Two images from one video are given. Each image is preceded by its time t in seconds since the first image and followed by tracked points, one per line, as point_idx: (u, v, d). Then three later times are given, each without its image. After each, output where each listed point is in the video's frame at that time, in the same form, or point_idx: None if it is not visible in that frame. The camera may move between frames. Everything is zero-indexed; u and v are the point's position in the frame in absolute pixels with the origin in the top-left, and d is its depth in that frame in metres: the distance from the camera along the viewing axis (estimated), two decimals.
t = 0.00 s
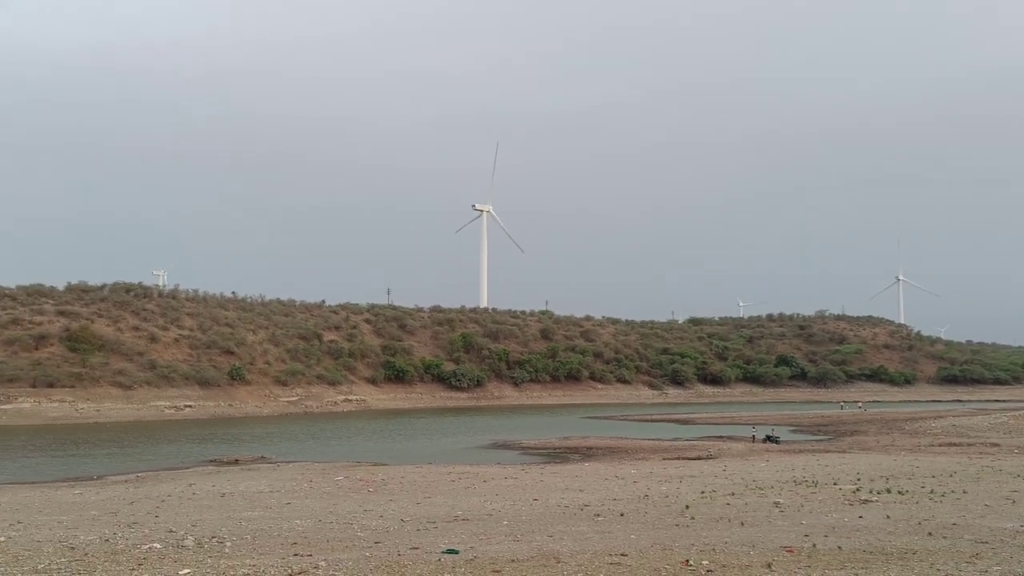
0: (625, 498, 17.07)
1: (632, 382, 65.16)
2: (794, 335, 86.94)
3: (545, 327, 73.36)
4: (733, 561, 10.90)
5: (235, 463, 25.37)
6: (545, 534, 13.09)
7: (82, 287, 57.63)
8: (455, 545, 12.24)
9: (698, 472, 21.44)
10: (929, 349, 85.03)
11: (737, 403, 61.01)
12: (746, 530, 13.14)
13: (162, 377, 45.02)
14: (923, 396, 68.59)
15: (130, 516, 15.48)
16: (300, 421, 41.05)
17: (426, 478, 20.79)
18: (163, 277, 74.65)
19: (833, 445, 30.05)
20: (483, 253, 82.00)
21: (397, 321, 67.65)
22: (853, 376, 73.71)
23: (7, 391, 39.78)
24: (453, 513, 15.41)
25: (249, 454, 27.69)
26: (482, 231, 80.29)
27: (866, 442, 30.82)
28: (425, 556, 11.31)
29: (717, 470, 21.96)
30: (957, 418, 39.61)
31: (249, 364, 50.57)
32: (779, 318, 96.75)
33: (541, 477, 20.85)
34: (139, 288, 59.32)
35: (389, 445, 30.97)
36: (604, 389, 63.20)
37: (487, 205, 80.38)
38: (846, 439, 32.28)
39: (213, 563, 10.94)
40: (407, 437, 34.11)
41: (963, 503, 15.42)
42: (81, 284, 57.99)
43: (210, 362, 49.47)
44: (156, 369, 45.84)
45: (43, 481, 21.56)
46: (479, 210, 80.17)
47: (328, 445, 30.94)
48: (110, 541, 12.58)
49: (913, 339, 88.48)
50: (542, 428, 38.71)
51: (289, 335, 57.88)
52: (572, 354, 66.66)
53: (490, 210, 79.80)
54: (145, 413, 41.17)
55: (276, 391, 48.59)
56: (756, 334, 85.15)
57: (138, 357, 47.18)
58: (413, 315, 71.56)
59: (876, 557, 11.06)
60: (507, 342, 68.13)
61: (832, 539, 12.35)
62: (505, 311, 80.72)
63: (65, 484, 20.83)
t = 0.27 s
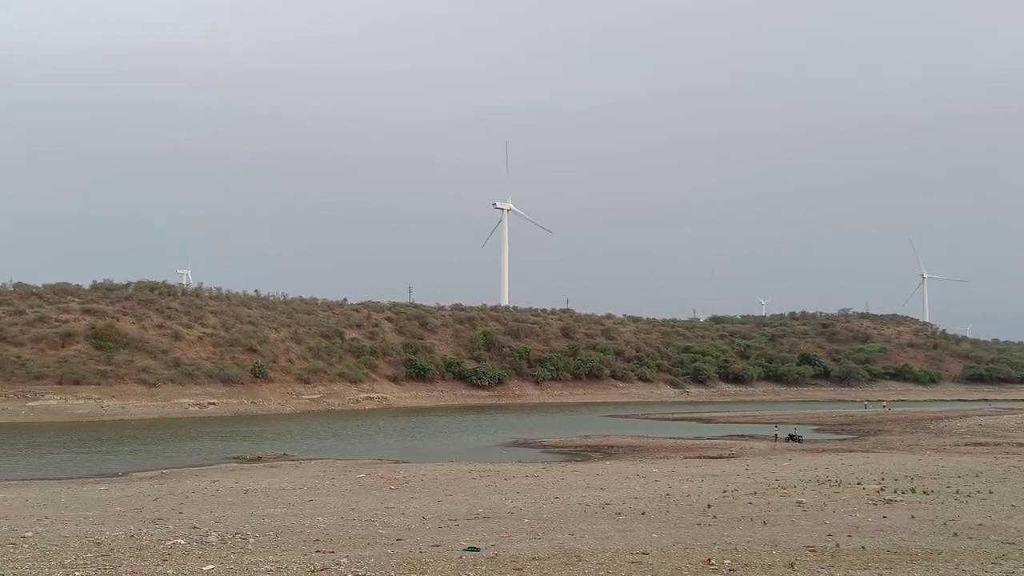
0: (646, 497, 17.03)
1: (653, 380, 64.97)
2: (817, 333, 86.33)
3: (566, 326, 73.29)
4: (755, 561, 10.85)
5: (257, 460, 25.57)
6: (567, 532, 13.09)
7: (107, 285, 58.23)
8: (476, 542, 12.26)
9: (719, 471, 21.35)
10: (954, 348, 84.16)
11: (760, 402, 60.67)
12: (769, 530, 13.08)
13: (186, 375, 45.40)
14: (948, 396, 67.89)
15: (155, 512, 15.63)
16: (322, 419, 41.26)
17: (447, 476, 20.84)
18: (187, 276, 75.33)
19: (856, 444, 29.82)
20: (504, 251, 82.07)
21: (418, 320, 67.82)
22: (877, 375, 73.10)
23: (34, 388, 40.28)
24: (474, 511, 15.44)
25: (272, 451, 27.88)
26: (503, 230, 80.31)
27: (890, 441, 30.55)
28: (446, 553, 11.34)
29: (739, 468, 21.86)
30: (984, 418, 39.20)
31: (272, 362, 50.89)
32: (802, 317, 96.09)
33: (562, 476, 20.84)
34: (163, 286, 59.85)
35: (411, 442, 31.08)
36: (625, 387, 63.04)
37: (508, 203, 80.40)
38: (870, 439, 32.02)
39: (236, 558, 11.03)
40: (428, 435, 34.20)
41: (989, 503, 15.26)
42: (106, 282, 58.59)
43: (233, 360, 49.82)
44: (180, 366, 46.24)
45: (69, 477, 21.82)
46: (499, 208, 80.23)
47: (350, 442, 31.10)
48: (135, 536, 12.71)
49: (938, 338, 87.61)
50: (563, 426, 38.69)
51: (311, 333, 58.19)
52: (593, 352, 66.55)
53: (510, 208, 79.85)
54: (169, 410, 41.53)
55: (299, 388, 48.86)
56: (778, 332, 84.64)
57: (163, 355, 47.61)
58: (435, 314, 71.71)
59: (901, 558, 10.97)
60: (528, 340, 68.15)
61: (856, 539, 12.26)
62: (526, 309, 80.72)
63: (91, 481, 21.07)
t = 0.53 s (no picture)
0: (667, 495, 16.99)
1: (674, 379, 64.73)
2: (840, 331, 85.67)
3: (587, 323, 73.19)
4: (778, 560, 10.78)
5: (279, 457, 25.71)
6: (588, 530, 13.07)
7: (131, 283, 58.78)
8: (497, 540, 12.25)
9: (741, 470, 21.23)
10: (979, 346, 83.24)
11: (782, 401, 60.30)
12: (792, 529, 12.99)
13: (209, 372, 45.77)
14: (973, 394, 67.18)
15: (179, 508, 15.76)
16: (344, 416, 41.45)
17: (468, 474, 20.87)
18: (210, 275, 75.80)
19: (880, 443, 29.58)
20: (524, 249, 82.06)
21: (439, 318, 67.96)
22: (901, 374, 72.46)
23: (60, 385, 40.74)
24: (495, 508, 15.45)
25: (293, 448, 28.03)
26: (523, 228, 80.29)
27: (914, 440, 30.27)
28: (467, 551, 11.34)
29: (761, 467, 21.73)
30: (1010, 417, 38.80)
31: (294, 360, 51.18)
32: (825, 315, 95.38)
33: (583, 474, 20.83)
34: (186, 284, 60.34)
35: (431, 440, 31.15)
36: (646, 385, 62.84)
37: (529, 201, 80.35)
38: (893, 438, 31.77)
39: (259, 555, 11.09)
40: (449, 432, 34.26)
41: (1015, 504, 15.08)
42: (130, 280, 59.13)
43: (256, 358, 50.16)
44: (203, 364, 46.61)
45: (94, 473, 22.06)
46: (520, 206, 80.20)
47: (371, 440, 31.23)
48: (159, 532, 12.83)
49: (963, 337, 86.70)
50: (583, 424, 38.63)
51: (333, 331, 58.45)
52: (613, 350, 66.42)
53: (531, 206, 79.80)
54: (192, 407, 41.87)
55: (321, 386, 49.15)
56: (801, 331, 84.09)
57: (186, 353, 48.02)
58: (455, 312, 71.83)
59: (925, 558, 10.87)
60: (548, 338, 68.12)
61: (880, 539, 12.16)
62: (546, 308, 80.68)
63: (115, 477, 21.29)
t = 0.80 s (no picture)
0: (687, 493, 16.92)
1: (694, 377, 64.48)
2: (862, 329, 85.04)
3: (606, 321, 73.05)
4: (798, 559, 10.70)
5: (300, 454, 25.86)
6: (607, 528, 13.03)
7: (154, 281, 59.26)
8: (517, 537, 12.25)
9: (762, 468, 21.10)
10: (1004, 344, 82.36)
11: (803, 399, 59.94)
12: (812, 528, 12.90)
13: (230, 369, 46.05)
14: (997, 393, 66.49)
15: (200, 504, 15.87)
16: (363, 413, 41.58)
17: (487, 471, 20.89)
18: (231, 273, 76.32)
19: (903, 442, 29.34)
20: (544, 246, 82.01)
21: (458, 315, 68.03)
22: (924, 372, 71.83)
23: (83, 381, 41.14)
24: (514, 505, 15.45)
25: (314, 445, 28.18)
26: (542, 225, 80.17)
27: (938, 439, 29.99)
28: (486, 548, 11.34)
29: (782, 466, 21.60)
30: None
31: (314, 357, 51.41)
32: (846, 312, 94.65)
33: (603, 471, 20.79)
34: (208, 282, 60.77)
35: (451, 438, 31.19)
36: (666, 383, 62.65)
37: (548, 199, 80.23)
38: (916, 437, 31.50)
39: (279, 550, 11.15)
40: (468, 430, 34.30)
41: None
42: (152, 278, 59.62)
43: (276, 355, 50.42)
44: (224, 361, 46.90)
45: (117, 468, 22.26)
46: (539, 204, 80.12)
47: (391, 437, 31.33)
48: (181, 528, 12.92)
49: (987, 334, 85.82)
50: (603, 422, 38.57)
51: (353, 329, 58.67)
52: (633, 348, 66.24)
53: (550, 204, 79.71)
54: (214, 404, 42.16)
55: (340, 383, 49.35)
56: (822, 329, 83.54)
57: (207, 350, 48.36)
58: (474, 309, 71.89)
59: (948, 558, 10.75)
60: (568, 336, 68.07)
61: (902, 538, 12.05)
62: (565, 305, 80.56)
63: (138, 473, 21.48)
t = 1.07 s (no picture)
0: (706, 492, 16.88)
1: (713, 375, 64.25)
2: (882, 327, 84.41)
3: (624, 319, 72.91)
4: (818, 558, 10.66)
5: (319, 451, 26.02)
6: (625, 526, 13.03)
7: (174, 279, 59.74)
8: (535, 535, 12.28)
9: (781, 467, 21.01)
10: None
11: (823, 397, 59.58)
12: (832, 527, 12.84)
13: (250, 367, 46.34)
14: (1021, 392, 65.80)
15: (221, 501, 16.00)
16: (382, 411, 41.73)
17: (506, 469, 20.93)
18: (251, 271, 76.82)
19: (925, 441, 29.12)
20: (562, 244, 81.94)
21: (476, 313, 68.10)
22: (945, 371, 71.21)
23: (105, 379, 41.54)
24: (533, 503, 15.48)
25: (333, 443, 28.32)
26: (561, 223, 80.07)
27: (960, 438, 29.72)
28: (505, 546, 11.38)
29: (801, 465, 21.50)
30: None
31: (332, 355, 51.62)
32: (867, 310, 93.93)
33: (621, 470, 20.78)
34: (228, 281, 61.16)
35: (469, 435, 31.25)
36: (684, 382, 62.46)
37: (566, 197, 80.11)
38: (938, 436, 31.24)
39: (299, 547, 11.24)
40: (487, 428, 34.36)
41: None
42: (173, 277, 60.09)
43: (296, 353, 50.67)
44: (244, 359, 47.20)
45: (139, 466, 22.47)
46: (557, 202, 80.05)
47: (409, 434, 31.42)
48: (202, 524, 13.04)
49: (1010, 333, 84.96)
50: (622, 420, 38.53)
51: (371, 326, 58.88)
52: (651, 346, 66.07)
53: (568, 202, 79.61)
54: (234, 401, 42.45)
55: (359, 381, 49.56)
56: (842, 327, 82.99)
57: (228, 348, 48.69)
58: (493, 307, 71.96)
59: (970, 558, 10.68)
60: (586, 334, 68.01)
61: (923, 538, 11.97)
62: (584, 303, 80.45)
63: (159, 469, 21.67)
